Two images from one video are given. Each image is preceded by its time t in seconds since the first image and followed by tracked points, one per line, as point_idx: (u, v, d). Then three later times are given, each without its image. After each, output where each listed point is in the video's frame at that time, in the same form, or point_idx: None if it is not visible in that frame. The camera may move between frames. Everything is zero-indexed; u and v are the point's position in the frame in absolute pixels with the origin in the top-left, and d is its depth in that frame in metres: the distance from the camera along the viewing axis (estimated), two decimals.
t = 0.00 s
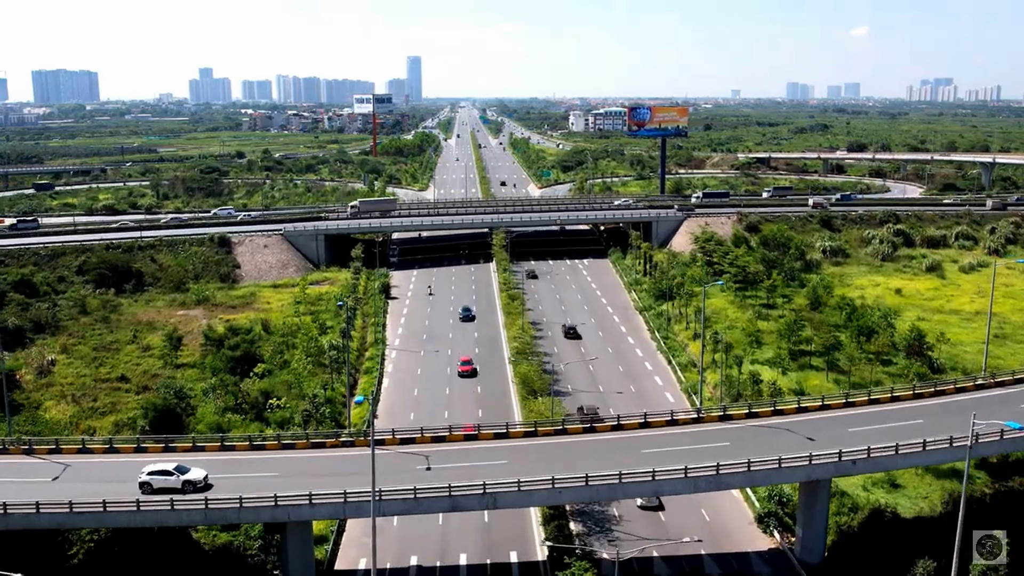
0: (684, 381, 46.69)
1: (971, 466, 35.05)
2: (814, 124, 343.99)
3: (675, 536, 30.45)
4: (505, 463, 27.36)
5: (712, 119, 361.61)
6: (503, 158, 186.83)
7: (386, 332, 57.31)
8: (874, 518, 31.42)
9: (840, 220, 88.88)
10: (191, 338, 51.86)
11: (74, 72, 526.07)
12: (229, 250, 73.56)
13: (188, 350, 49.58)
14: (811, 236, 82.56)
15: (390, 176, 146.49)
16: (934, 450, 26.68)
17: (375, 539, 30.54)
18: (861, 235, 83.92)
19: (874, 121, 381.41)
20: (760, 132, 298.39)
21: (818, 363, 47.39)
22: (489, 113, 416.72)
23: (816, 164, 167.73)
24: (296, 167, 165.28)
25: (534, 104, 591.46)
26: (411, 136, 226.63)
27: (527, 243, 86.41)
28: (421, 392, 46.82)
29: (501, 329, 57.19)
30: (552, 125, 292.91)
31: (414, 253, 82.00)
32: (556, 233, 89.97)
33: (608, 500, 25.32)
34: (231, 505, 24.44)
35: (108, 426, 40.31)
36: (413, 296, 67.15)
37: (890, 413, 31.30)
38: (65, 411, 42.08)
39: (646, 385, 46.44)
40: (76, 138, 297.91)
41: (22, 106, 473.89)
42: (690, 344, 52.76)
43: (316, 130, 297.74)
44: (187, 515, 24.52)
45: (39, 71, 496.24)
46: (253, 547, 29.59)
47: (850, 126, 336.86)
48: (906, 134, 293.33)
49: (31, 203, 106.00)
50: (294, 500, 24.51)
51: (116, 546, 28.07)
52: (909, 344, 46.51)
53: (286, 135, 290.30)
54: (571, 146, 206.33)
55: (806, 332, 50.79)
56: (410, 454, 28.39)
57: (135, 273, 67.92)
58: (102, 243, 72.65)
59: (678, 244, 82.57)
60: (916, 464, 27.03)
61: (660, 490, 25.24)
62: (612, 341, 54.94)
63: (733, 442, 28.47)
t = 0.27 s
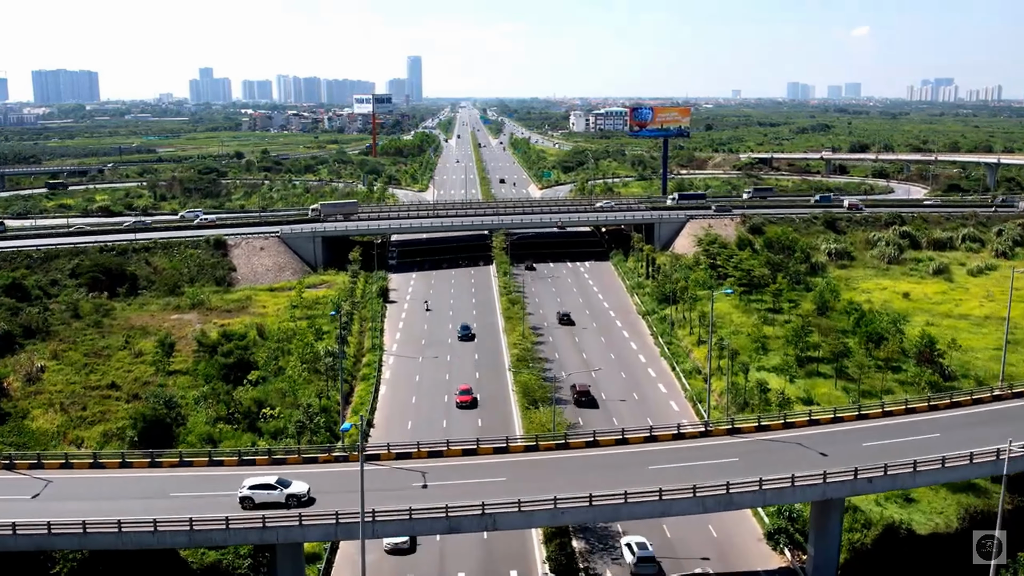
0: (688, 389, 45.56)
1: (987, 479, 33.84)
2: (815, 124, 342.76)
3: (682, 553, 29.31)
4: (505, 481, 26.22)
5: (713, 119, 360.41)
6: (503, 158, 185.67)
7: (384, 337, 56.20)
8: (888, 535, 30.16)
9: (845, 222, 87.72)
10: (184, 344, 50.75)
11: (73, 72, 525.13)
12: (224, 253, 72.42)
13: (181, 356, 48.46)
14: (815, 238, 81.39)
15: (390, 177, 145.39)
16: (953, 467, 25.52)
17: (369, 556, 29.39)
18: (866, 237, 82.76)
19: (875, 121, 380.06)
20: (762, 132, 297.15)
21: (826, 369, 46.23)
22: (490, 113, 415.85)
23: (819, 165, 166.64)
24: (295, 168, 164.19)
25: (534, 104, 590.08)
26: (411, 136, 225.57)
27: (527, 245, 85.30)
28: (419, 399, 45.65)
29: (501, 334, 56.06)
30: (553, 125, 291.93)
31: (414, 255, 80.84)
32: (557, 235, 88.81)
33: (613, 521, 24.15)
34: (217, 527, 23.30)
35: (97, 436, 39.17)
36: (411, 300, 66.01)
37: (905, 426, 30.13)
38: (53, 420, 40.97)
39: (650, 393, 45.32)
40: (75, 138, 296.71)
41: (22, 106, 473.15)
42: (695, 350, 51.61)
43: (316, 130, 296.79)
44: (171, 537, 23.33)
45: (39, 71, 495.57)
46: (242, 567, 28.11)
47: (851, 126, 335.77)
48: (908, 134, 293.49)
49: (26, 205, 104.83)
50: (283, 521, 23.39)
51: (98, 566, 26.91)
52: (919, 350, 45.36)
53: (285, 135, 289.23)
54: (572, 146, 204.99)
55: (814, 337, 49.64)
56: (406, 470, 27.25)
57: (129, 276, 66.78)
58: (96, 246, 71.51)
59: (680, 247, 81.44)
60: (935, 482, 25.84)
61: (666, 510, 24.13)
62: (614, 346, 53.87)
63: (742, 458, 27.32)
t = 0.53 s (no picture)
0: (694, 398, 44.38)
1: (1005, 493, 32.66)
2: (817, 124, 341.58)
3: (689, 573, 28.13)
4: (505, 499, 25.05)
5: (715, 119, 359.27)
6: (504, 158, 184.55)
7: (381, 342, 55.03)
8: (903, 553, 28.99)
9: (850, 224, 86.57)
10: (177, 350, 49.60)
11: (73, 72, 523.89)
12: (220, 255, 71.27)
13: (173, 363, 47.30)
14: (820, 240, 80.22)
15: (389, 177, 144.24)
16: (975, 486, 24.29)
17: None
18: (871, 239, 81.58)
19: (877, 120, 378.93)
20: (763, 132, 295.96)
21: (834, 377, 45.06)
22: (491, 113, 414.89)
23: (821, 165, 165.41)
24: (294, 168, 163.01)
25: (535, 104, 588.99)
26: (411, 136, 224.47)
27: (528, 247, 84.15)
28: (417, 407, 44.47)
29: (501, 339, 54.89)
30: (553, 125, 290.86)
31: (413, 257, 79.69)
32: (558, 237, 87.65)
33: (617, 544, 23.00)
34: (201, 550, 22.13)
35: (84, 446, 38.02)
36: (410, 304, 64.82)
37: (921, 440, 28.93)
38: (40, 429, 39.83)
39: (654, 402, 44.15)
40: (73, 138, 295.50)
41: (22, 106, 472.27)
42: (699, 356, 50.47)
43: (316, 130, 295.61)
44: (153, 561, 22.17)
45: (39, 71, 494.66)
46: None
47: (852, 126, 334.58)
48: (910, 134, 291.93)
49: (21, 207, 103.69)
50: (272, 544, 22.24)
51: None
52: (931, 358, 44.19)
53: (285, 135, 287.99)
54: (573, 147, 203.87)
55: (822, 343, 48.47)
56: (401, 487, 26.09)
57: (123, 279, 65.63)
58: (90, 248, 70.36)
59: (683, 249, 80.27)
60: (955, 501, 24.64)
61: (674, 533, 22.95)
62: (616, 352, 52.70)
63: (753, 475, 26.15)
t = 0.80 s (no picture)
0: (699, 407, 43.23)
1: None
2: (818, 125, 340.46)
3: None
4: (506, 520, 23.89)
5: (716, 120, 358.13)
6: (504, 159, 183.43)
7: (379, 348, 53.87)
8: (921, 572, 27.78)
9: (855, 226, 85.44)
10: (169, 356, 48.46)
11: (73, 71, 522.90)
12: (216, 258, 70.14)
13: (165, 370, 46.15)
14: (825, 243, 79.06)
15: (389, 178, 143.13)
16: (999, 506, 23.10)
17: None
18: (877, 241, 80.41)
19: (879, 120, 377.80)
20: (765, 132, 294.80)
21: (843, 384, 43.89)
22: (492, 113, 413.97)
23: (824, 166, 164.02)
24: (293, 169, 161.88)
25: (535, 104, 587.99)
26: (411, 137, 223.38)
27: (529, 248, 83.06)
28: (414, 416, 43.28)
29: (501, 344, 53.74)
30: (554, 125, 289.79)
31: (412, 260, 78.56)
32: (559, 239, 86.49)
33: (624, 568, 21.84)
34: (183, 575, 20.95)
35: (70, 457, 36.85)
36: (408, 308, 63.70)
37: (939, 455, 27.77)
38: (26, 439, 38.68)
39: (659, 411, 43.02)
40: (72, 138, 294.45)
41: (22, 106, 471.86)
42: (704, 363, 49.35)
43: (316, 130, 294.54)
44: None
45: (39, 71, 493.86)
46: None
47: (854, 125, 333.61)
48: (911, 134, 292.93)
49: (16, 208, 102.56)
50: (258, 568, 21.08)
51: None
52: (943, 365, 43.04)
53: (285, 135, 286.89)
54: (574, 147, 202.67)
55: (830, 350, 47.33)
56: (397, 507, 24.95)
57: (117, 283, 64.49)
58: (83, 251, 69.22)
59: (686, 251, 79.11)
60: (977, 522, 23.45)
61: (683, 557, 21.79)
62: (619, 359, 51.55)
63: (765, 494, 25.00)
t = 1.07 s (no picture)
0: (704, 415, 42.09)
1: None
2: (820, 125, 339.41)
3: None
4: (506, 542, 22.77)
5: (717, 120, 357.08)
6: (505, 159, 182.35)
7: (377, 354, 52.75)
8: None
9: (860, 228, 84.32)
10: (161, 363, 47.34)
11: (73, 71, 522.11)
12: (211, 261, 69.01)
13: (156, 377, 45.03)
14: (830, 245, 77.93)
15: (388, 179, 142.04)
16: None
17: None
18: (882, 244, 79.30)
19: (880, 120, 376.73)
20: (766, 132, 293.73)
21: (852, 393, 42.76)
22: (492, 113, 413.06)
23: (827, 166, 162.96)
24: (292, 170, 160.80)
25: (536, 104, 587.19)
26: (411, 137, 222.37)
27: (529, 251, 81.91)
28: (412, 425, 42.10)
29: (501, 350, 52.57)
30: (555, 125, 288.88)
31: (410, 262, 77.43)
32: (560, 241, 85.35)
33: None
34: None
35: (56, 469, 35.73)
36: (406, 312, 62.54)
37: (958, 472, 26.64)
38: (11, 450, 37.54)
39: (663, 420, 41.88)
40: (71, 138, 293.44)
41: (22, 106, 471.15)
42: (709, 370, 48.22)
43: (316, 130, 293.53)
44: None
45: (39, 71, 493.06)
46: None
47: (855, 125, 332.82)
48: (914, 134, 292.11)
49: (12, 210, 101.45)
50: None
51: None
52: (955, 374, 41.89)
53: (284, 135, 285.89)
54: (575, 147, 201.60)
55: (838, 357, 46.19)
56: (391, 528, 23.86)
57: (110, 286, 63.35)
58: (77, 254, 68.10)
59: (689, 254, 78.00)
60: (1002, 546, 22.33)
61: None
62: (622, 365, 50.41)
63: (777, 514, 23.88)
